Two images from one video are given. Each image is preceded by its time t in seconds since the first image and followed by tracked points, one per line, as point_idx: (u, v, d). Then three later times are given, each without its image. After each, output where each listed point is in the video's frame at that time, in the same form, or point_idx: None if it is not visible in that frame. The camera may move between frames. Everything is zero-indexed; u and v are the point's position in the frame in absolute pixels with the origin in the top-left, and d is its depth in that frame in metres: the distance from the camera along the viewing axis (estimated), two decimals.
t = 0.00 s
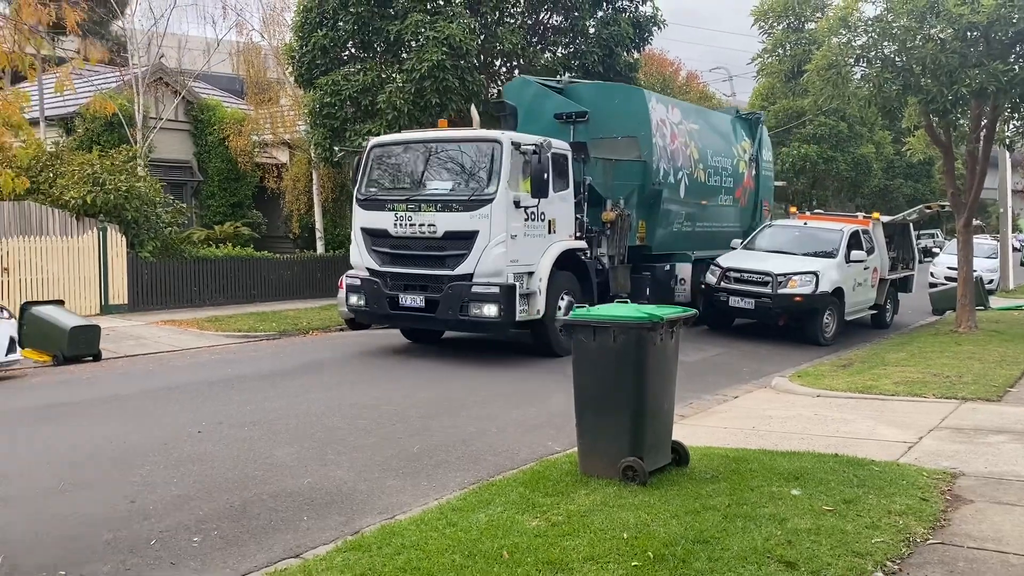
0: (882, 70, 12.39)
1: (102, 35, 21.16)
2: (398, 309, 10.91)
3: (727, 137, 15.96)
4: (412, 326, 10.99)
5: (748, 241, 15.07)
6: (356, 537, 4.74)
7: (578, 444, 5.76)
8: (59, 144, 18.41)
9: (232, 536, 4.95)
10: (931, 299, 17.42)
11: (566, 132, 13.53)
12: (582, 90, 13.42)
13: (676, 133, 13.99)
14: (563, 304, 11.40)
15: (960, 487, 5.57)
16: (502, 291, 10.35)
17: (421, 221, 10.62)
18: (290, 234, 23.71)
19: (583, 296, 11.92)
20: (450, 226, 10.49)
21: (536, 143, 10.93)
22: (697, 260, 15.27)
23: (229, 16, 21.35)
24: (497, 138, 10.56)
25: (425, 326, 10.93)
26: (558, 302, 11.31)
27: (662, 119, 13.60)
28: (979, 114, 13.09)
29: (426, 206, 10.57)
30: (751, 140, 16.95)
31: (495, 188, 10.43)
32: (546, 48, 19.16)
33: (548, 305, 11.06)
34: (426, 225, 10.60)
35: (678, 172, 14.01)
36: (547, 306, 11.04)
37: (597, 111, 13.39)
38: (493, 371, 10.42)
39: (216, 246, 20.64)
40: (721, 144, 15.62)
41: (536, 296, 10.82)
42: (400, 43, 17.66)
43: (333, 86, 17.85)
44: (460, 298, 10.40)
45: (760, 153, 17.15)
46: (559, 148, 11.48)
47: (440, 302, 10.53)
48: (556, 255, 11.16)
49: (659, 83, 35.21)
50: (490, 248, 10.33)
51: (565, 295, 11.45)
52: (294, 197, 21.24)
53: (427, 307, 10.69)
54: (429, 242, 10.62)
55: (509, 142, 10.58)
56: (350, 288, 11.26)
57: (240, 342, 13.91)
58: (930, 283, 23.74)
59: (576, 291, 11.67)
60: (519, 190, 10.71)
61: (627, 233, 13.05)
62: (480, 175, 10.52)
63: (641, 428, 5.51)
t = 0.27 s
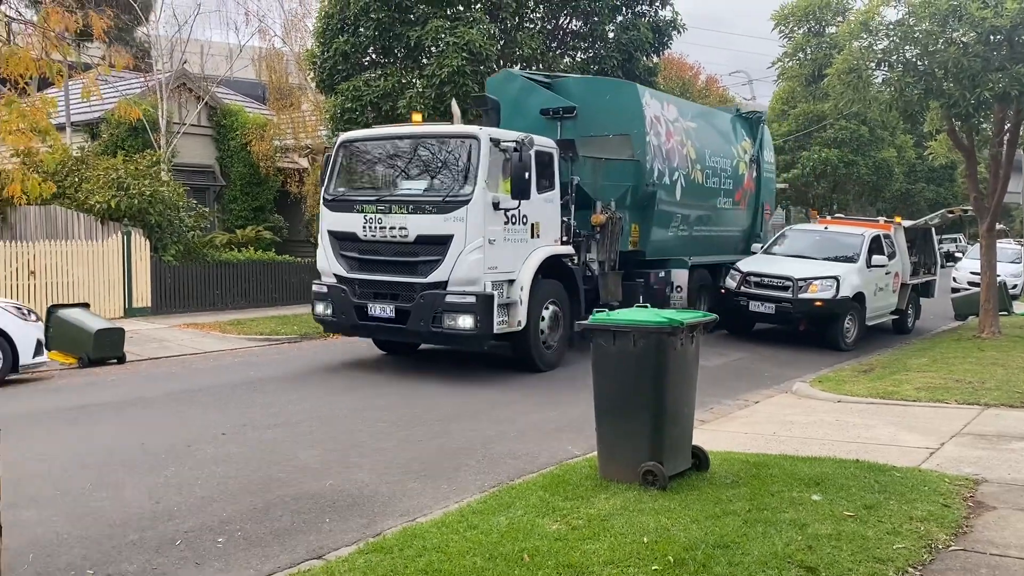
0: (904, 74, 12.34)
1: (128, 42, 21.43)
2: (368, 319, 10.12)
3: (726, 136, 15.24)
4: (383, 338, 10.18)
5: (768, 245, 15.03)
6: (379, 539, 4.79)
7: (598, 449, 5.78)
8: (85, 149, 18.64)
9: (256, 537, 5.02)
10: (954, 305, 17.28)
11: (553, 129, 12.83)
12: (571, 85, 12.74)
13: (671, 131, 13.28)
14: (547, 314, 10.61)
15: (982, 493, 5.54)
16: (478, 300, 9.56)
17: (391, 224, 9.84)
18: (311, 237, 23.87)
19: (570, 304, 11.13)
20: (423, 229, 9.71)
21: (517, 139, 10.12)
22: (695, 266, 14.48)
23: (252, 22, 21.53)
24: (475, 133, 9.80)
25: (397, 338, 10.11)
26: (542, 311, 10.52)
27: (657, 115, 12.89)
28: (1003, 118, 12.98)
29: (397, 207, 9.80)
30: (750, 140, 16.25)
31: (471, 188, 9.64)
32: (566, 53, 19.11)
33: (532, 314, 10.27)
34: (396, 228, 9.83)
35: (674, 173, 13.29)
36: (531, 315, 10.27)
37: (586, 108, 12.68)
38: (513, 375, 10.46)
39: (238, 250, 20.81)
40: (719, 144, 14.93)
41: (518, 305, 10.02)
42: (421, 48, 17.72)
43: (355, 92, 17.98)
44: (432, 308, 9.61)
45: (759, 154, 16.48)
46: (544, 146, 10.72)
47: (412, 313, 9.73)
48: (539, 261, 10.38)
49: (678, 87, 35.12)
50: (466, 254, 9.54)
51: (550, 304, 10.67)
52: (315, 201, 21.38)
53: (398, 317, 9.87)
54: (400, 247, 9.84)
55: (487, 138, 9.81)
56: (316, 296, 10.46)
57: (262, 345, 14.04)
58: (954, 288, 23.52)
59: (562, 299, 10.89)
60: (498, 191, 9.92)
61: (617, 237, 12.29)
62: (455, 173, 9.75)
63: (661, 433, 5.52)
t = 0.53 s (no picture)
0: (928, 79, 12.24)
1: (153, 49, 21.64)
2: (329, 332, 9.30)
3: (728, 135, 14.32)
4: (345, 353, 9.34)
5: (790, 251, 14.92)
6: (395, 544, 4.80)
7: (615, 456, 5.75)
8: (111, 156, 18.85)
9: (273, 541, 5.04)
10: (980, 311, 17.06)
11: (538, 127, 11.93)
12: (559, 78, 11.89)
13: (667, 129, 12.36)
14: (524, 328, 9.75)
15: (1007, 503, 5.45)
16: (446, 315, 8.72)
17: (354, 230, 9.03)
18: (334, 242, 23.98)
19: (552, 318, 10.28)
20: (386, 236, 8.87)
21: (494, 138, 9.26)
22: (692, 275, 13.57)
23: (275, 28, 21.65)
24: (446, 131, 8.94)
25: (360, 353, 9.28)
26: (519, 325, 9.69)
27: (651, 113, 11.98)
28: None
29: (361, 211, 8.98)
30: (754, 140, 15.28)
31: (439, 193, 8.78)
32: (587, 58, 19.01)
33: (506, 328, 9.45)
34: (359, 235, 9.00)
35: (670, 174, 12.36)
36: (506, 329, 9.44)
37: (576, 104, 11.78)
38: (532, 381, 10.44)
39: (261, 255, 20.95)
40: (720, 144, 13.98)
41: (492, 320, 9.19)
42: (441, 54, 17.72)
43: (377, 98, 18.06)
44: (396, 323, 8.78)
45: (764, 154, 15.51)
46: (525, 145, 9.87)
47: (375, 327, 8.89)
48: (517, 271, 9.52)
49: (701, 92, 34.95)
50: (432, 264, 8.71)
51: (528, 318, 9.84)
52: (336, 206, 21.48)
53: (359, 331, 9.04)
54: (363, 256, 9.03)
55: (458, 136, 8.95)
56: (274, 307, 9.67)
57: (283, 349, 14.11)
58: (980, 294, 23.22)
59: (542, 312, 10.04)
60: (470, 195, 9.08)
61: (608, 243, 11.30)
62: (423, 175, 8.90)
63: (679, 440, 5.48)
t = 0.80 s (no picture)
0: (956, 81, 12.09)
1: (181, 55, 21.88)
2: (280, 344, 8.42)
3: (731, 133, 13.53)
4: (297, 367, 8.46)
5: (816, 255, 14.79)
6: (412, 546, 4.80)
7: (635, 460, 5.71)
8: (139, 161, 19.08)
9: (292, 541, 5.06)
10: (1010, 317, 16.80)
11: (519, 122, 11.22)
12: (545, 71, 11.21)
13: (662, 126, 11.59)
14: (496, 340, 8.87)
15: None
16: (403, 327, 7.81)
17: (305, 232, 8.13)
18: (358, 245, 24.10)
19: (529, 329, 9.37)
20: (339, 239, 7.97)
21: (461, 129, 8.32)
22: (691, 283, 12.77)
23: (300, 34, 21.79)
24: (406, 123, 8.05)
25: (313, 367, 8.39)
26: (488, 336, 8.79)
27: (645, 108, 11.25)
28: None
29: (314, 212, 8.07)
30: (760, 138, 14.50)
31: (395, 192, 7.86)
32: (610, 63, 18.92)
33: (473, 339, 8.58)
34: (311, 238, 8.12)
35: (665, 174, 11.61)
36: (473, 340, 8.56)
37: (564, 98, 11.08)
38: (553, 385, 10.41)
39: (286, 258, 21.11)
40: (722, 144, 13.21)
41: (458, 331, 8.31)
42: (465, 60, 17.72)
43: (401, 103, 18.14)
44: (349, 335, 7.87)
45: (770, 155, 14.71)
46: (498, 139, 8.98)
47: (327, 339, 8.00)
48: (487, 278, 8.64)
49: (726, 96, 34.77)
50: (388, 270, 7.81)
51: (501, 328, 8.95)
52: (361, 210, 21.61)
53: (311, 343, 8.16)
54: (315, 261, 8.15)
55: (420, 128, 8.06)
56: (224, 316, 8.82)
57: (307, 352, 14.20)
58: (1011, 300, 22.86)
59: (518, 323, 9.14)
60: (433, 194, 8.16)
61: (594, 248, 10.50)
62: (381, 171, 7.99)
63: (699, 444, 5.44)
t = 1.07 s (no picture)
0: (988, 83, 11.92)
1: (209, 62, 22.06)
2: (228, 359, 7.74)
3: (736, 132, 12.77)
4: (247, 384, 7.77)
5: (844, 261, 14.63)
6: (435, 552, 4.80)
7: (659, 468, 5.66)
8: (167, 167, 19.27)
9: (315, 546, 5.07)
10: None
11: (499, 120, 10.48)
12: (533, 66, 10.53)
13: (657, 124, 10.87)
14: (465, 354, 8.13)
15: None
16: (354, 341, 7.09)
17: (254, 238, 7.47)
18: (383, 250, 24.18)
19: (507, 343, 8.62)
20: (288, 246, 7.30)
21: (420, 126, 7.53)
22: (691, 291, 12.04)
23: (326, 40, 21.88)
24: (360, 119, 7.36)
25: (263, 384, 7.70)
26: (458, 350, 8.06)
27: (639, 104, 10.56)
28: None
29: (263, 215, 7.42)
30: (769, 137, 13.74)
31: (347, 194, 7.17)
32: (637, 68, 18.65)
33: (441, 354, 7.86)
34: (259, 244, 7.46)
35: (661, 175, 10.89)
36: (440, 357, 7.84)
37: (554, 94, 10.44)
38: (577, 392, 10.36)
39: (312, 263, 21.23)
40: (728, 143, 12.48)
41: (420, 344, 7.57)
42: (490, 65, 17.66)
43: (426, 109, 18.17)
44: (297, 349, 7.17)
45: (780, 155, 13.93)
46: (469, 136, 8.27)
47: (274, 354, 7.31)
48: (453, 286, 7.90)
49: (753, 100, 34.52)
50: (338, 280, 7.11)
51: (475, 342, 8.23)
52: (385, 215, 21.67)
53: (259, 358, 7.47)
54: (264, 269, 7.47)
55: (374, 124, 7.37)
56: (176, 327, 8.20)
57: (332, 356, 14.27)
58: None
59: (495, 336, 8.41)
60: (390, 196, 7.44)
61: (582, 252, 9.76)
62: (333, 171, 7.31)
63: (725, 453, 5.38)
